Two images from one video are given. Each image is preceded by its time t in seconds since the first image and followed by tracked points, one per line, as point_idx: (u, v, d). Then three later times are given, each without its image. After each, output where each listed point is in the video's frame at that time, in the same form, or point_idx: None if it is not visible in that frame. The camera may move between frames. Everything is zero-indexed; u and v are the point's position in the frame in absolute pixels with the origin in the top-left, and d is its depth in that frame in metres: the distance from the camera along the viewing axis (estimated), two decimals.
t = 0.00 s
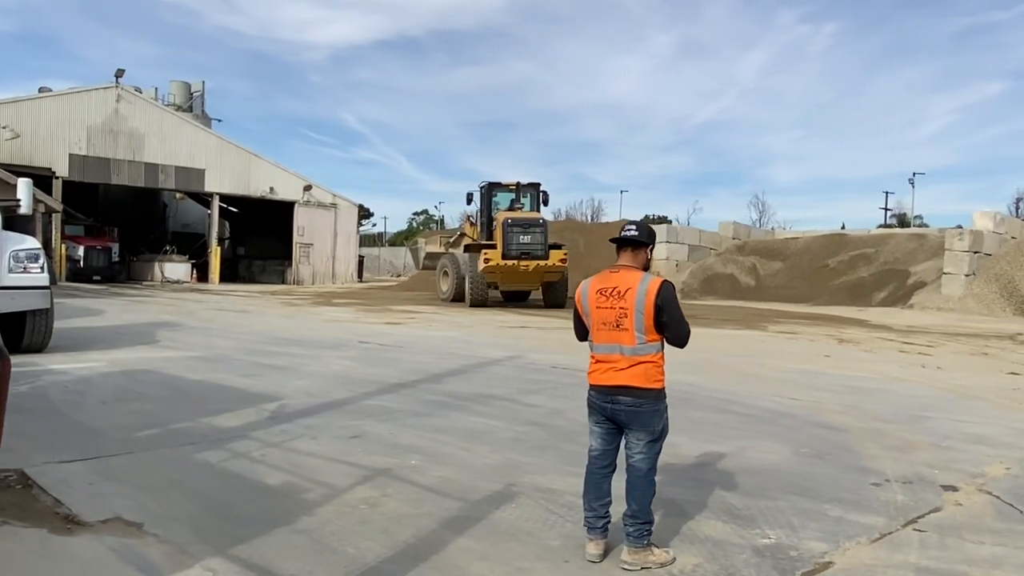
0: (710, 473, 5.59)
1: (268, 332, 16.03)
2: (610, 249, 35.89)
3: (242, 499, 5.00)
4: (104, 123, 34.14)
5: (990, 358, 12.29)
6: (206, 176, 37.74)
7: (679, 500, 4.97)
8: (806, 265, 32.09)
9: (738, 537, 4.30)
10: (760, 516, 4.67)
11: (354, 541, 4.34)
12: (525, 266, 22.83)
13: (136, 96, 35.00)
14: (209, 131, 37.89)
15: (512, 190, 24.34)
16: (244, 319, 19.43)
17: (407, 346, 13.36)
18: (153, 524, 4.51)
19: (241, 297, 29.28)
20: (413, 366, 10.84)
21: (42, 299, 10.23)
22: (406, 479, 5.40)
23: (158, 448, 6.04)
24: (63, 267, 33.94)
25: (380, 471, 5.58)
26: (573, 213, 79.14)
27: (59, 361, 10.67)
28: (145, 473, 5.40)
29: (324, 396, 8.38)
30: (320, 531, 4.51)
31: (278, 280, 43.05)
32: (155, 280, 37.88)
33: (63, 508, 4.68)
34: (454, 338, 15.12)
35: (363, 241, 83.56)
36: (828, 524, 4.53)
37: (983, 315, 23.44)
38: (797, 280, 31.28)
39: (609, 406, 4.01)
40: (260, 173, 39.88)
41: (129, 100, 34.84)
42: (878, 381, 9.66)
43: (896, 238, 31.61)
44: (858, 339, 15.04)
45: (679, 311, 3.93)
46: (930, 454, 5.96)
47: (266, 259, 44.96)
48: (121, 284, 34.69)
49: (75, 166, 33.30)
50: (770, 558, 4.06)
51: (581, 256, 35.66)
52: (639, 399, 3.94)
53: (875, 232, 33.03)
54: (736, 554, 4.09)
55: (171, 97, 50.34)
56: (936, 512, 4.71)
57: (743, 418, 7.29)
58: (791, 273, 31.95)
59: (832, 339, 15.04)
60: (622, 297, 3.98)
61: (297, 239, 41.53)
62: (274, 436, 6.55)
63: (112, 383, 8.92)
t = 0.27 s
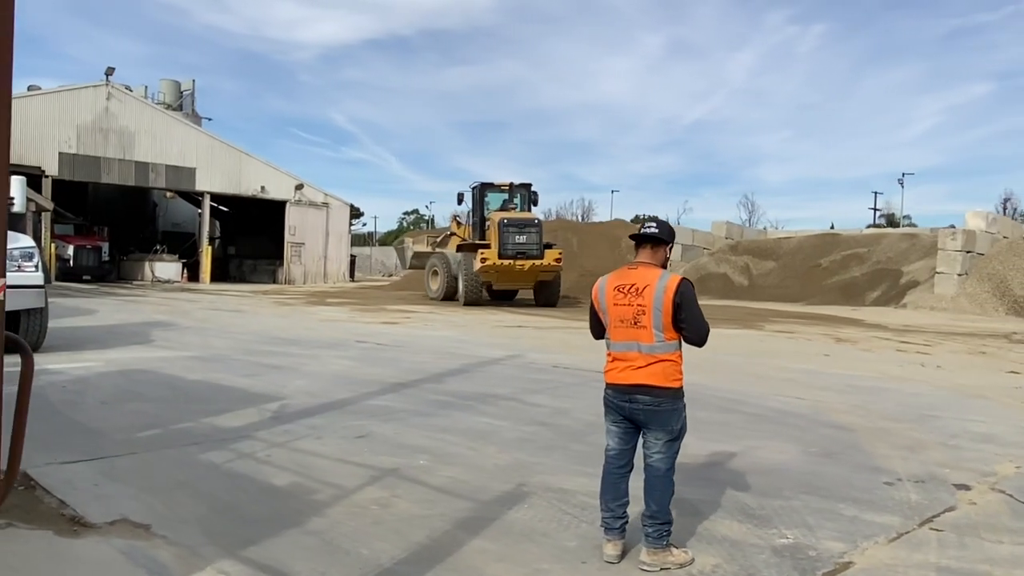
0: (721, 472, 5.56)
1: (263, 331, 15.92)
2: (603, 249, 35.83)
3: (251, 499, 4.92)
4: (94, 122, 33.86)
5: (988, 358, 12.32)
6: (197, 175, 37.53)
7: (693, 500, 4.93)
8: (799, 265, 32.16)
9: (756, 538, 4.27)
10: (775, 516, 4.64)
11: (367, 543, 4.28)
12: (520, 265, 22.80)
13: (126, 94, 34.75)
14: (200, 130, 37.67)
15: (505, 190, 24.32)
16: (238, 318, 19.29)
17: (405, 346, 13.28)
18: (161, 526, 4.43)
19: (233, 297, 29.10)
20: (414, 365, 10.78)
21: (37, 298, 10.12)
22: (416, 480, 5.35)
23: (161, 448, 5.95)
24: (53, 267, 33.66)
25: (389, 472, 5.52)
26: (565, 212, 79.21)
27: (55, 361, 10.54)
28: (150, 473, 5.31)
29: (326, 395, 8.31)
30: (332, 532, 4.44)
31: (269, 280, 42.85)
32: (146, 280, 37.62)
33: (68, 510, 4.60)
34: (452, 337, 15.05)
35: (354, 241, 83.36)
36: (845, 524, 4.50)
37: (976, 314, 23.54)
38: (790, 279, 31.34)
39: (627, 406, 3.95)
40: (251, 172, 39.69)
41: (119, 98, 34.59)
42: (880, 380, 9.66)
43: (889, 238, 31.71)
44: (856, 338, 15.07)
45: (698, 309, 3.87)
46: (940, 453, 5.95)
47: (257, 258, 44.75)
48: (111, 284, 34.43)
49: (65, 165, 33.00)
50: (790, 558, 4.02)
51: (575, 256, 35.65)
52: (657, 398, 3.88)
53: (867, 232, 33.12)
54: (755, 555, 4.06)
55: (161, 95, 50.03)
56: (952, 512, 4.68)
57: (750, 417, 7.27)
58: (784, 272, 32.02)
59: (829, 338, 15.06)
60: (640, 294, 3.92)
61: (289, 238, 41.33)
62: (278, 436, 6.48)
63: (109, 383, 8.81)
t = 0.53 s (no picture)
0: (731, 472, 5.50)
1: (257, 331, 15.78)
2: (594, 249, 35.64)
3: (256, 501, 4.83)
4: (83, 120, 33.52)
5: (986, 357, 12.33)
6: (186, 173, 37.26)
7: (706, 501, 4.86)
8: (791, 264, 32.21)
9: (773, 540, 4.22)
10: (790, 517, 4.59)
11: (378, 546, 4.20)
12: (514, 265, 22.74)
13: (115, 92, 34.43)
14: (189, 129, 37.39)
15: (494, 191, 24.24)
16: (229, 318, 19.10)
17: (401, 346, 13.17)
18: (166, 530, 4.33)
19: (224, 297, 28.90)
20: (412, 365, 10.68)
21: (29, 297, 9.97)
22: (423, 481, 5.26)
23: (162, 450, 5.84)
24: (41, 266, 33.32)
25: (395, 473, 5.43)
26: (555, 212, 79.20)
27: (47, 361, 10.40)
28: (152, 475, 5.21)
29: (325, 396, 8.21)
30: (341, 535, 4.35)
31: (259, 280, 42.56)
32: (135, 280, 37.32)
33: (69, 513, 4.49)
34: (447, 337, 14.94)
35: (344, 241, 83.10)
36: (861, 525, 4.44)
37: (968, 313, 23.62)
38: (782, 279, 31.38)
39: (645, 406, 3.89)
40: (241, 171, 39.44)
41: (108, 97, 34.27)
42: (882, 379, 9.64)
43: (880, 238, 31.79)
44: (852, 337, 15.06)
45: (718, 307, 3.80)
46: (949, 453, 5.91)
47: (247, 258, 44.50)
48: (99, 283, 34.13)
49: (53, 163, 32.66)
50: (809, 560, 3.97)
51: (567, 256, 35.59)
52: (675, 398, 3.82)
53: (858, 232, 33.18)
54: (774, 557, 4.00)
55: (150, 94, 49.68)
56: (967, 512, 4.64)
57: (755, 417, 7.22)
58: (776, 272, 32.06)
59: (826, 337, 15.05)
60: (658, 292, 3.86)
61: (279, 238, 41.09)
62: (280, 437, 6.37)
63: (104, 383, 8.67)
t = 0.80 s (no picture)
0: (733, 474, 5.45)
1: (247, 331, 15.62)
2: (583, 249, 35.49)
3: (253, 505, 4.73)
4: (68, 119, 33.17)
5: (979, 356, 12.37)
6: (173, 173, 36.96)
7: (711, 503, 4.81)
8: (781, 264, 32.27)
9: (780, 542, 4.17)
10: (796, 518, 4.54)
11: (380, 551, 4.11)
12: (504, 264, 22.67)
13: (101, 91, 34.08)
14: (176, 127, 37.08)
15: (478, 192, 24.18)
16: (218, 318, 18.92)
17: (393, 346, 13.07)
18: (162, 534, 4.23)
19: (212, 297, 28.65)
20: (405, 366, 10.59)
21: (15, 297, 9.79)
22: (422, 483, 5.19)
23: (154, 452, 5.74)
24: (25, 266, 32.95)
25: (393, 475, 5.35)
26: (542, 212, 79.20)
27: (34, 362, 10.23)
28: (144, 479, 5.10)
29: (319, 397, 8.11)
30: (341, 539, 4.26)
31: (247, 280, 42.24)
32: (121, 280, 36.97)
33: (61, 518, 4.38)
34: (439, 337, 14.85)
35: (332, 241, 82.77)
36: (867, 526, 4.40)
37: (957, 312, 23.74)
38: (772, 278, 31.42)
39: (653, 407, 3.83)
40: (229, 171, 39.17)
41: (94, 95, 33.92)
42: (878, 379, 9.63)
43: (869, 237, 31.90)
44: (844, 337, 15.10)
45: (727, 306, 3.76)
46: (951, 453, 5.89)
47: (234, 258, 44.21)
48: (85, 284, 33.77)
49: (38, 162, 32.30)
50: (817, 563, 3.92)
51: (557, 255, 35.52)
52: (685, 398, 3.76)
53: (847, 231, 33.27)
54: (781, 559, 3.96)
55: (136, 93, 49.25)
56: (973, 513, 4.60)
57: (754, 417, 7.18)
58: (766, 271, 32.12)
59: (818, 337, 15.06)
60: (667, 290, 3.82)
61: (267, 238, 40.82)
62: (275, 439, 6.27)
63: (93, 385, 8.53)
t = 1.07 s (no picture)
0: (726, 475, 5.43)
1: (234, 332, 15.48)
2: (571, 249, 35.51)
3: (242, 510, 4.66)
4: (51, 118, 32.82)
5: (965, 355, 12.45)
6: (158, 172, 36.65)
7: (705, 505, 4.79)
8: (767, 264, 32.37)
9: (776, 544, 4.15)
10: (790, 520, 4.53)
11: (373, 556, 4.06)
12: (490, 264, 22.81)
13: (84, 90, 33.73)
14: (161, 127, 36.75)
15: (456, 194, 24.19)
16: (203, 319, 18.74)
17: (381, 347, 12.99)
18: (150, 540, 4.15)
19: (198, 297, 28.42)
20: (394, 367, 10.52)
21: None
22: (414, 486, 5.14)
23: (141, 456, 5.65)
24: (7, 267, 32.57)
25: (384, 478, 5.30)
26: (528, 212, 79.21)
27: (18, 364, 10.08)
28: (131, 484, 5.02)
29: (308, 399, 8.03)
30: (332, 544, 4.20)
31: (233, 281, 41.88)
32: (105, 280, 36.62)
33: (46, 524, 4.29)
34: (427, 338, 14.76)
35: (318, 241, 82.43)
36: (861, 528, 4.39)
37: (943, 312, 23.90)
38: (758, 278, 31.49)
39: (649, 410, 3.80)
40: (214, 170, 38.87)
41: (77, 94, 33.57)
42: (867, 378, 9.66)
43: (854, 237, 32.09)
44: (832, 337, 15.15)
45: (724, 308, 3.75)
46: (942, 453, 5.90)
47: (219, 258, 43.90)
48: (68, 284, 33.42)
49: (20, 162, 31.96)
50: (813, 565, 3.91)
51: (544, 255, 35.50)
52: (681, 401, 3.74)
53: (832, 231, 33.45)
54: (777, 562, 3.94)
55: (119, 91, 48.81)
56: (966, 514, 4.60)
57: (745, 417, 7.18)
58: (752, 271, 32.20)
59: (806, 337, 15.11)
60: (664, 292, 3.80)
61: (252, 238, 40.53)
62: (263, 442, 6.20)
63: (77, 387, 8.41)
